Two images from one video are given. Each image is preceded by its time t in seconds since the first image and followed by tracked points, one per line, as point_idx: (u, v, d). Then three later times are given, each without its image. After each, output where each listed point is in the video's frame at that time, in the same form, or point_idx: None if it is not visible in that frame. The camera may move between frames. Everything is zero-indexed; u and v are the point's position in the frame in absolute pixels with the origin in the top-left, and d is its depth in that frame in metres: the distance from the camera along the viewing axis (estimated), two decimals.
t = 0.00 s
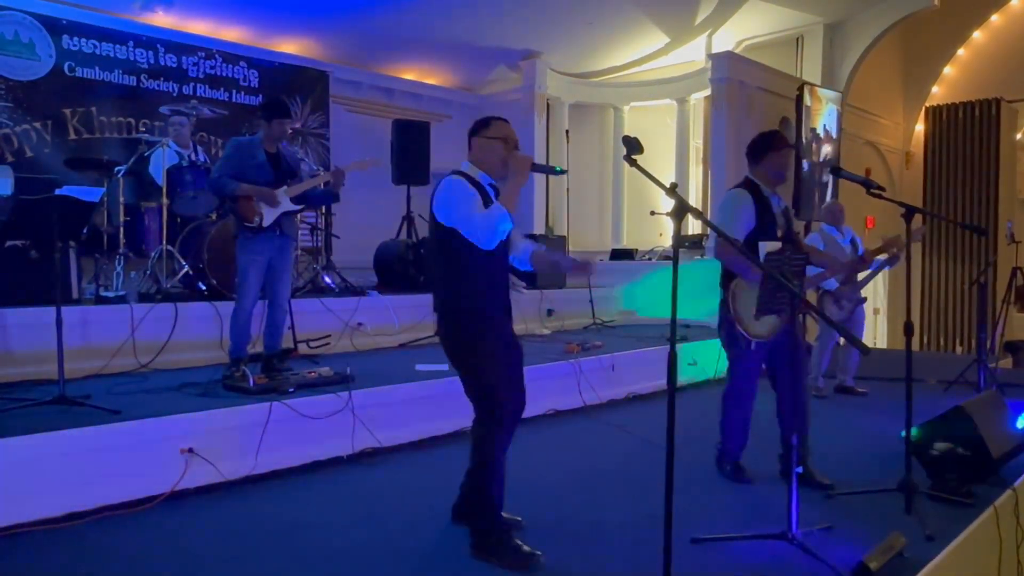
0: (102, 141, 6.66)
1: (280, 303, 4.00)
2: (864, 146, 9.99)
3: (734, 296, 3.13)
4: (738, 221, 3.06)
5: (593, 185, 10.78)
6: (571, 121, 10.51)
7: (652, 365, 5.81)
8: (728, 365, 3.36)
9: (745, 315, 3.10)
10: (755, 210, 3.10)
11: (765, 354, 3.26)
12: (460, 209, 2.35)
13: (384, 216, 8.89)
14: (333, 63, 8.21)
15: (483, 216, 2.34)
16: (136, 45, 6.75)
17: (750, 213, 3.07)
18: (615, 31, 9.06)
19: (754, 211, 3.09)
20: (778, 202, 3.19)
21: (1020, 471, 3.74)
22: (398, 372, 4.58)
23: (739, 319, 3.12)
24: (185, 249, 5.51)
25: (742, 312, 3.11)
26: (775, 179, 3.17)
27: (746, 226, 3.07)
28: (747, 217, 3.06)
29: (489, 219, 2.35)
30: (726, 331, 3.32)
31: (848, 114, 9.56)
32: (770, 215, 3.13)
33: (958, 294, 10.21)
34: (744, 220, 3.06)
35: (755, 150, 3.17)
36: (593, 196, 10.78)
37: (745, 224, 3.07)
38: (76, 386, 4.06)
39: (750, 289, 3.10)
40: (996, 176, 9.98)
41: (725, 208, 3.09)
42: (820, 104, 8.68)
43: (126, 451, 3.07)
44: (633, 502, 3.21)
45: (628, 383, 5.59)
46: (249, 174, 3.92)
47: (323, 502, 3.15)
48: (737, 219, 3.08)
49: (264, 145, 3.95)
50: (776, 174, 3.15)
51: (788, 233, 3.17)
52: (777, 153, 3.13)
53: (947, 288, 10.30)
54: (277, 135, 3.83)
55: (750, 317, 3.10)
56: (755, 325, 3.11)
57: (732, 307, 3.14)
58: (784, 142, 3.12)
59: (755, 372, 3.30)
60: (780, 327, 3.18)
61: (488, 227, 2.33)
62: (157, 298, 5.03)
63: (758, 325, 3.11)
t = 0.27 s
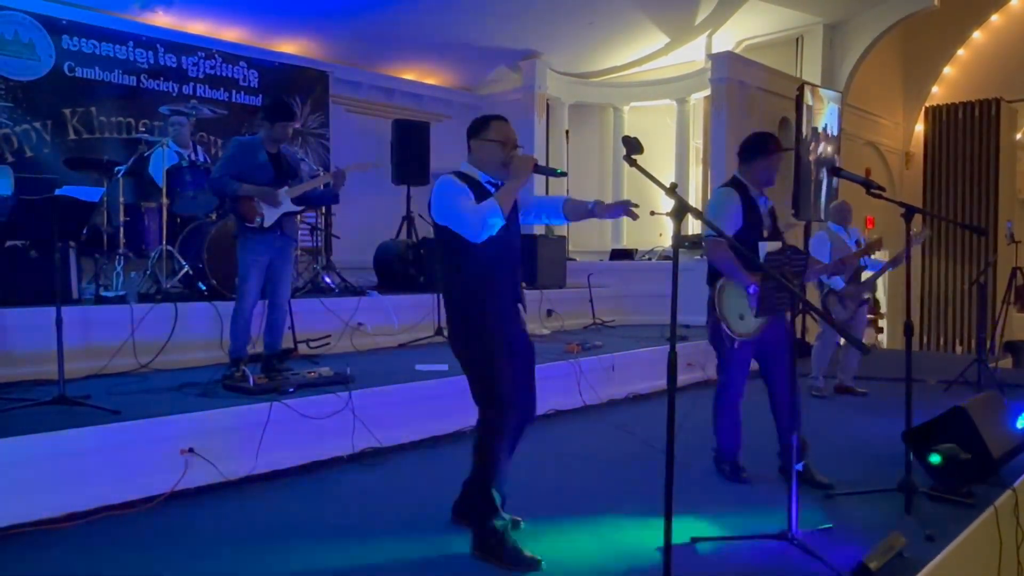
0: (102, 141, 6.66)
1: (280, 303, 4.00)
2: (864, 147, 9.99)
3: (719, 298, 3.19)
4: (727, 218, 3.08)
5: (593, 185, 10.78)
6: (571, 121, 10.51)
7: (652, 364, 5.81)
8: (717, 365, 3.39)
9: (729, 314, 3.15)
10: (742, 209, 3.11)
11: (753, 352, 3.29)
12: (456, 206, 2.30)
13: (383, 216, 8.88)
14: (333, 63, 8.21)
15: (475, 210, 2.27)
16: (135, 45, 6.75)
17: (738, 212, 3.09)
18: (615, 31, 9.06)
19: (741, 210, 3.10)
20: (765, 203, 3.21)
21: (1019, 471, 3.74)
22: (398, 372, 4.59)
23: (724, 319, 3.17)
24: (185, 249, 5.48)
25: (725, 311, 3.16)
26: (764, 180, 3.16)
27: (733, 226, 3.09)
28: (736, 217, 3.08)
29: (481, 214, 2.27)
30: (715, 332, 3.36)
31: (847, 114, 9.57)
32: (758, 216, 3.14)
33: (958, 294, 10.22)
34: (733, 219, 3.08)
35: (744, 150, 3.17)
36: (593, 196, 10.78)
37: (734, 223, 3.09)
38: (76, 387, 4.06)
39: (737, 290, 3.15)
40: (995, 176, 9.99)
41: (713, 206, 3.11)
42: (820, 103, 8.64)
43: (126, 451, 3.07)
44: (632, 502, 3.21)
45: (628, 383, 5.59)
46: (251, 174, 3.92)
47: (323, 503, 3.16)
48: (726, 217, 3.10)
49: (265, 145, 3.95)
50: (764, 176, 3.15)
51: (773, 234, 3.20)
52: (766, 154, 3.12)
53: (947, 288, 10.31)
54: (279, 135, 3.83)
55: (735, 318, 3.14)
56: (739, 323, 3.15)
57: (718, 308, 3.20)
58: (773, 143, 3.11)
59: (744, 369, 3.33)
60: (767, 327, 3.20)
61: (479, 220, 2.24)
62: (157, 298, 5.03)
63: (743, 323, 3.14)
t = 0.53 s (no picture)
0: (101, 141, 6.66)
1: (279, 303, 4.00)
2: (863, 147, 10.00)
3: (716, 296, 3.16)
4: (721, 215, 3.09)
5: (593, 185, 10.79)
6: (570, 122, 10.53)
7: (651, 365, 5.81)
8: (715, 364, 3.38)
9: (726, 312, 3.12)
10: (738, 208, 3.12)
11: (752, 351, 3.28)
12: (445, 199, 2.34)
13: (383, 217, 8.89)
14: (332, 64, 8.22)
15: (466, 203, 2.31)
16: (134, 45, 6.75)
17: (733, 211, 3.10)
18: (614, 32, 9.07)
19: (737, 208, 3.11)
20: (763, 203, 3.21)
21: (1018, 471, 3.74)
22: (397, 372, 4.58)
23: (721, 318, 3.14)
24: (183, 250, 5.48)
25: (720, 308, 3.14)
26: (760, 180, 3.17)
27: (729, 224, 3.09)
28: (730, 215, 3.09)
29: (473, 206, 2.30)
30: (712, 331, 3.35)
31: (846, 115, 9.58)
32: (754, 216, 3.14)
33: (957, 294, 10.22)
34: (727, 217, 3.08)
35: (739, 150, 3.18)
36: (592, 196, 10.79)
37: (729, 221, 3.09)
38: (75, 387, 4.05)
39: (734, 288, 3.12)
40: (994, 176, 10.00)
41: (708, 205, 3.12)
42: (820, 102, 8.67)
43: (125, 451, 3.06)
44: (632, 502, 3.21)
45: (627, 383, 5.59)
46: (251, 174, 3.93)
47: (322, 503, 3.15)
48: (721, 215, 3.11)
49: (265, 146, 3.95)
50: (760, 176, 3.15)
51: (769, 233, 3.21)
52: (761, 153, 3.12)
53: (946, 287, 10.31)
54: (278, 135, 3.84)
55: (731, 316, 3.11)
56: (734, 321, 3.12)
57: (714, 305, 3.17)
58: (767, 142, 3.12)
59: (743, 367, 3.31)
60: (765, 325, 3.20)
61: (470, 213, 2.29)
62: (156, 298, 5.03)
63: (738, 321, 3.11)
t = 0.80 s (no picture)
0: (101, 141, 6.66)
1: (280, 303, 4.00)
2: (863, 147, 10.00)
3: (717, 296, 3.19)
4: (729, 219, 3.10)
5: (593, 185, 10.79)
6: (570, 122, 10.53)
7: (651, 365, 5.82)
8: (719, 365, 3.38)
9: (726, 314, 3.15)
10: (747, 209, 3.12)
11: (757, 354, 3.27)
12: (428, 200, 2.44)
13: (383, 217, 8.88)
14: (332, 63, 8.21)
15: (450, 206, 2.43)
16: (135, 45, 6.75)
17: (741, 213, 3.10)
18: (614, 32, 9.07)
19: (745, 209, 3.11)
20: (775, 206, 3.19)
21: (1018, 471, 3.75)
22: (397, 372, 4.58)
23: (723, 320, 3.17)
24: (183, 250, 5.49)
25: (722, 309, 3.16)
26: (769, 181, 3.14)
27: (736, 226, 3.10)
28: (737, 218, 3.10)
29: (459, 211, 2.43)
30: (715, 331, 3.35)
31: (847, 115, 9.58)
32: (764, 217, 3.14)
33: (956, 294, 10.23)
34: (734, 221, 3.10)
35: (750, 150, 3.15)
36: (592, 196, 10.79)
37: (736, 224, 3.10)
38: (75, 387, 4.05)
39: (736, 290, 3.14)
40: (994, 176, 10.00)
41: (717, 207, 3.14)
42: (820, 101, 8.69)
43: (125, 451, 3.06)
44: (632, 502, 3.21)
45: (627, 383, 5.59)
46: (251, 174, 3.92)
47: (321, 503, 3.15)
48: (728, 217, 3.12)
49: (265, 146, 3.95)
50: (771, 179, 3.12)
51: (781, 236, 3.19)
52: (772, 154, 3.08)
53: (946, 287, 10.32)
54: (278, 135, 3.84)
55: (732, 318, 3.13)
56: (735, 323, 3.13)
57: (715, 305, 3.21)
58: (775, 142, 3.08)
59: (747, 369, 3.31)
60: (768, 327, 3.19)
61: (454, 216, 2.42)
62: (156, 298, 5.03)
63: (741, 324, 3.11)
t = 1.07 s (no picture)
0: (101, 141, 6.66)
1: (280, 303, 4.00)
2: (863, 147, 10.00)
3: (727, 296, 3.17)
4: (744, 220, 3.09)
5: (593, 185, 10.79)
6: (570, 122, 10.53)
7: (651, 365, 5.82)
8: (725, 364, 3.38)
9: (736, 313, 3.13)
10: (764, 210, 3.11)
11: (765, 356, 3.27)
12: (389, 194, 2.47)
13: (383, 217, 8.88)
14: (332, 63, 8.21)
15: (412, 195, 2.48)
16: (135, 45, 6.75)
17: (757, 214, 3.09)
18: (614, 31, 9.07)
19: (761, 210, 3.10)
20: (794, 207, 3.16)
21: (1018, 471, 3.74)
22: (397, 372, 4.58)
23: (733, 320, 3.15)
24: (184, 250, 5.54)
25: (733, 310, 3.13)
26: (788, 181, 3.12)
27: (750, 228, 3.09)
28: (752, 219, 3.08)
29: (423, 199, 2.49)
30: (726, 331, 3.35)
31: (846, 115, 9.58)
32: (783, 218, 3.11)
33: (955, 294, 10.24)
34: (750, 223, 3.09)
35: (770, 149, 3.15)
36: (592, 196, 10.80)
37: (751, 226, 3.09)
38: (75, 387, 4.05)
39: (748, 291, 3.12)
40: (994, 176, 9.99)
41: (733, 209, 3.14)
42: (819, 101, 8.72)
43: (125, 451, 3.06)
44: (632, 503, 3.20)
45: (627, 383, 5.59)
46: (251, 173, 3.93)
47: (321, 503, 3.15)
48: (743, 219, 3.12)
49: (265, 146, 3.94)
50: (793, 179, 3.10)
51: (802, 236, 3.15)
52: (788, 154, 3.07)
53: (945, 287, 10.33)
54: (278, 136, 3.83)
55: (743, 319, 3.12)
56: (745, 324, 3.13)
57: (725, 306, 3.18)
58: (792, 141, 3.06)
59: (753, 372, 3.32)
60: (778, 328, 3.16)
61: (418, 205, 2.48)
62: (156, 298, 5.03)
63: (751, 325, 3.12)
